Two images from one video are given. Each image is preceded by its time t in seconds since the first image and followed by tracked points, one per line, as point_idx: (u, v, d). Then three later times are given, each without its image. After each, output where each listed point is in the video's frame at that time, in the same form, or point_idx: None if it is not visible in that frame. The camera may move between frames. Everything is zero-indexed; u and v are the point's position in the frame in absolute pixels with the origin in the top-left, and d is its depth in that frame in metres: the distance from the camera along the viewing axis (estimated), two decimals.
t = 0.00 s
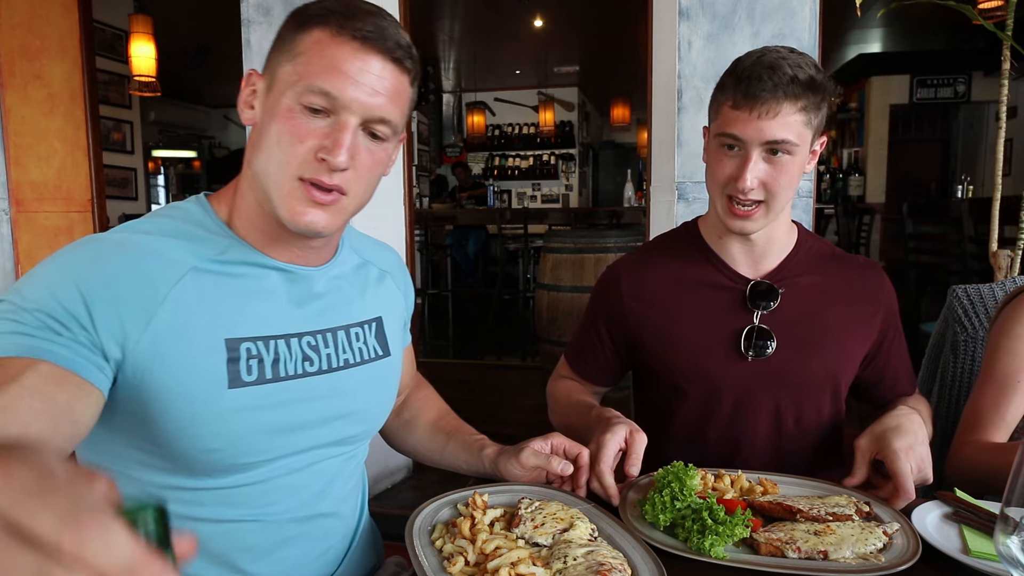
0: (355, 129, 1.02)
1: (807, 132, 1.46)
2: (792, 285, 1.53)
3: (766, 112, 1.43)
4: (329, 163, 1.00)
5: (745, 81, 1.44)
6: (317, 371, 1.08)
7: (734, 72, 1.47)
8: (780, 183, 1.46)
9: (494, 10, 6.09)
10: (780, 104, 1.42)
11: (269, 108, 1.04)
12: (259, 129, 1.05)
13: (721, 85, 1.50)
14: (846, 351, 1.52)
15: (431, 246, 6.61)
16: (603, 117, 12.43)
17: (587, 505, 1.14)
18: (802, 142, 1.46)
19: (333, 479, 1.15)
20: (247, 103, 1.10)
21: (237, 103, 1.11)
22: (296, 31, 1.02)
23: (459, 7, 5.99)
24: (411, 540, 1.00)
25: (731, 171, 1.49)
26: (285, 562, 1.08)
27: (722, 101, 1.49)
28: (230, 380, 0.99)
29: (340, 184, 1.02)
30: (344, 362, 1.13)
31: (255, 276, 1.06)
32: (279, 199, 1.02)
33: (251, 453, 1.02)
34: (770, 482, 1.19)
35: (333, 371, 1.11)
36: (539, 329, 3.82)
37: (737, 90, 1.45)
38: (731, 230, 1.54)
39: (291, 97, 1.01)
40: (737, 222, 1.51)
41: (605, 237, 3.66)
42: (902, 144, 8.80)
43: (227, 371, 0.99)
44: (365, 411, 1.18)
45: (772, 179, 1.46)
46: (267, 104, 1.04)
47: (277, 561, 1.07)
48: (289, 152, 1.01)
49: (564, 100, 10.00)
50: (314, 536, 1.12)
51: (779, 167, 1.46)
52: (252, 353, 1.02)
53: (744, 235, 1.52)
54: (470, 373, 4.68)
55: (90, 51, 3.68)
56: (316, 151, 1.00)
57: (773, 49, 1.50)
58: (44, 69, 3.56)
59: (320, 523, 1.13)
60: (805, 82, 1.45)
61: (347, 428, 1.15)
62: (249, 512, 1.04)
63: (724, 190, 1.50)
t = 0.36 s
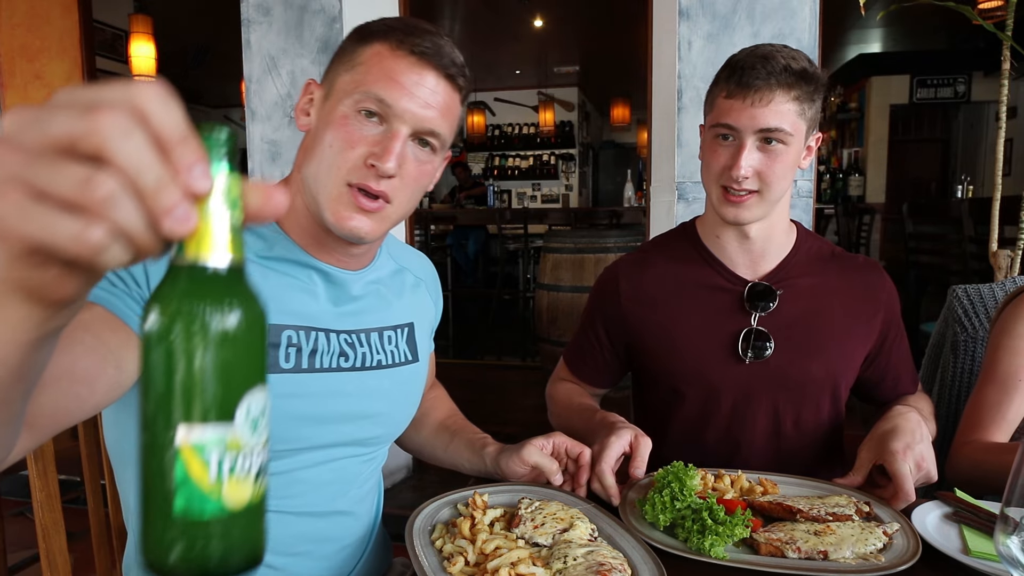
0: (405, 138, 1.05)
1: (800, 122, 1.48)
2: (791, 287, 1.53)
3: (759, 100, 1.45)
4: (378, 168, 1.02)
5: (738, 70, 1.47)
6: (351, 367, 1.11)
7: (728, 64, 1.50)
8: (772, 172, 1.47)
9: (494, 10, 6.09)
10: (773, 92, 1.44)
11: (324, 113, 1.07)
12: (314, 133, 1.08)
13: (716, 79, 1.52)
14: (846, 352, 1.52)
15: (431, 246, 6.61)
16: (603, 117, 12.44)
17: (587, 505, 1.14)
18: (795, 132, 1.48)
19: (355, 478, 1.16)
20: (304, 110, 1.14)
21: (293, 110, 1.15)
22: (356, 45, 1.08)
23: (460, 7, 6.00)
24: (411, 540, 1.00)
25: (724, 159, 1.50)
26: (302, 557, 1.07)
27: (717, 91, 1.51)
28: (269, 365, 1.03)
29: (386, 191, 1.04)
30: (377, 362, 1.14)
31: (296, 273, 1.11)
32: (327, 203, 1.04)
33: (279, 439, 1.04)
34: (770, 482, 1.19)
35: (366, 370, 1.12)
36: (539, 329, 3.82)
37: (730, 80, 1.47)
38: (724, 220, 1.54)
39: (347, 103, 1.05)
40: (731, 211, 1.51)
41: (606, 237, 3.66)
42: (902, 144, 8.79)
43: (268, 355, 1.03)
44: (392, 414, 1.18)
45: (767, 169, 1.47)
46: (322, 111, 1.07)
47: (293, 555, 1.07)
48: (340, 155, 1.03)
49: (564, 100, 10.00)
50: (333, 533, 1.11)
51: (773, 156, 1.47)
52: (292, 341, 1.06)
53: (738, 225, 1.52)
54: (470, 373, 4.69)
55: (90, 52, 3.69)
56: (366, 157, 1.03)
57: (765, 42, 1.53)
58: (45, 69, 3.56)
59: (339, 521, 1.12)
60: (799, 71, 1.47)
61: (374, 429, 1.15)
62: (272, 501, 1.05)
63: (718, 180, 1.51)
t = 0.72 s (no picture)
0: (445, 149, 1.05)
1: (796, 124, 1.47)
2: (788, 288, 1.53)
3: (754, 103, 1.45)
4: (419, 176, 1.02)
5: (734, 72, 1.47)
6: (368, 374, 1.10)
7: (725, 64, 1.50)
8: (765, 175, 1.47)
9: (494, 10, 6.09)
10: (769, 95, 1.44)
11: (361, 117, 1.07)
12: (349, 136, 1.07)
13: (713, 78, 1.52)
14: (845, 353, 1.53)
15: (431, 246, 6.61)
16: (603, 117, 12.44)
17: (587, 505, 1.13)
18: (791, 135, 1.47)
19: (363, 482, 1.15)
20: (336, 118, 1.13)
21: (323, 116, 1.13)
22: (398, 56, 1.08)
23: (460, 7, 5.99)
24: (412, 541, 1.00)
25: (718, 162, 1.51)
26: (306, 560, 1.07)
27: (714, 92, 1.51)
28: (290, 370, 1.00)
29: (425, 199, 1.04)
30: (393, 369, 1.14)
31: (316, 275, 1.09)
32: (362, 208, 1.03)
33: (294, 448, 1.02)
34: (770, 482, 1.19)
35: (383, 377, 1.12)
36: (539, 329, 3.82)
37: (726, 81, 1.47)
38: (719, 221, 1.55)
39: (389, 112, 1.05)
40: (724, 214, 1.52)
41: (605, 237, 3.66)
42: (902, 144, 8.79)
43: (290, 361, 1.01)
44: (403, 421, 1.18)
45: (759, 173, 1.47)
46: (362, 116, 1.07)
47: (299, 559, 1.06)
48: (380, 159, 1.03)
49: (564, 100, 10.00)
50: (338, 537, 1.11)
51: (767, 159, 1.47)
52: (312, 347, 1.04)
53: (734, 230, 1.53)
54: (470, 373, 4.69)
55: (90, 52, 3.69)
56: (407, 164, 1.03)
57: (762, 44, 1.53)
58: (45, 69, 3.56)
59: (344, 525, 1.12)
60: (795, 74, 1.47)
61: (385, 436, 1.14)
62: (282, 505, 1.04)
63: (712, 183, 1.52)
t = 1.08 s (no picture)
0: (437, 154, 0.95)
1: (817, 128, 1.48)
2: (789, 289, 1.53)
3: (783, 111, 1.43)
4: (410, 191, 0.93)
5: (758, 80, 1.44)
6: (365, 406, 1.07)
7: (742, 71, 1.47)
8: (793, 183, 1.46)
9: (495, 10, 6.09)
10: (796, 102, 1.43)
11: (340, 127, 0.98)
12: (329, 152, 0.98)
13: (729, 86, 1.49)
14: (845, 355, 1.53)
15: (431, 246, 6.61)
16: (603, 117, 12.45)
17: (588, 505, 1.14)
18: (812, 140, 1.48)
19: (360, 508, 1.14)
20: (310, 127, 1.03)
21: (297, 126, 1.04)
22: (368, 48, 0.98)
23: (460, 7, 5.99)
24: (412, 541, 1.00)
25: (745, 172, 1.47)
26: None
27: (734, 100, 1.47)
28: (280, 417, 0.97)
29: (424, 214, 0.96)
30: (392, 396, 1.12)
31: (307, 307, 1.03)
32: (349, 232, 0.95)
33: (289, 489, 1.00)
34: (770, 482, 1.19)
35: (379, 407, 1.09)
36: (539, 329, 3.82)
37: (751, 90, 1.45)
38: (742, 231, 1.52)
39: (366, 119, 0.96)
40: (752, 225, 1.49)
41: (605, 237, 3.66)
42: (903, 144, 8.80)
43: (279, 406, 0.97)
44: (400, 445, 1.16)
45: (790, 181, 1.45)
46: (338, 126, 0.98)
47: None
48: (364, 173, 0.94)
49: (564, 100, 10.01)
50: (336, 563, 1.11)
51: (795, 167, 1.46)
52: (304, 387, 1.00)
53: (750, 234, 1.51)
54: (470, 373, 4.69)
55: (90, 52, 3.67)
56: (396, 177, 0.93)
57: (772, 48, 1.53)
58: (45, 70, 3.55)
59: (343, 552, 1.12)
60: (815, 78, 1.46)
61: (382, 462, 1.13)
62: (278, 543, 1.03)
63: (737, 195, 1.48)
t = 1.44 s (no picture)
0: (463, 215, 0.73)
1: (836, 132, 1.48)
2: (795, 289, 1.53)
3: (807, 113, 1.42)
4: (423, 262, 0.71)
5: (782, 80, 1.43)
6: (352, 475, 0.96)
7: (766, 70, 1.46)
8: (811, 184, 1.48)
9: (495, 10, 6.09)
10: (820, 104, 1.42)
11: (339, 170, 0.76)
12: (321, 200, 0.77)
13: (751, 85, 1.47)
14: (850, 356, 1.52)
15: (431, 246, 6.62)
16: (603, 117, 12.46)
17: (589, 505, 1.14)
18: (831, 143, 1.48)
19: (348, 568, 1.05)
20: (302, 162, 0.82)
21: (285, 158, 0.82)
22: (382, 64, 0.77)
23: (460, 7, 6.00)
24: (412, 541, 1.00)
25: (765, 173, 1.47)
26: None
27: (757, 101, 1.46)
28: (248, 508, 0.84)
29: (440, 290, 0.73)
30: (384, 458, 1.00)
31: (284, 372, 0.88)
32: (340, 306, 0.73)
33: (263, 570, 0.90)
34: (770, 482, 1.19)
35: (368, 473, 0.98)
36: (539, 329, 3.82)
37: (775, 89, 1.43)
38: (754, 231, 1.52)
39: (374, 162, 0.74)
40: (766, 225, 1.49)
41: (606, 237, 3.66)
42: (902, 144, 8.80)
43: (245, 498, 0.84)
44: (391, 504, 1.05)
45: (808, 184, 1.47)
46: (336, 164, 0.77)
47: None
48: (367, 240, 0.73)
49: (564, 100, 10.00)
50: None
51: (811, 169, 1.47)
52: (278, 470, 0.87)
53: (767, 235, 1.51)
54: (470, 373, 4.68)
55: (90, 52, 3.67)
56: (407, 243, 0.72)
57: (795, 48, 1.52)
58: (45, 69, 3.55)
59: None
60: (837, 82, 1.46)
61: (372, 523, 1.04)
62: None
63: (754, 194, 1.49)
